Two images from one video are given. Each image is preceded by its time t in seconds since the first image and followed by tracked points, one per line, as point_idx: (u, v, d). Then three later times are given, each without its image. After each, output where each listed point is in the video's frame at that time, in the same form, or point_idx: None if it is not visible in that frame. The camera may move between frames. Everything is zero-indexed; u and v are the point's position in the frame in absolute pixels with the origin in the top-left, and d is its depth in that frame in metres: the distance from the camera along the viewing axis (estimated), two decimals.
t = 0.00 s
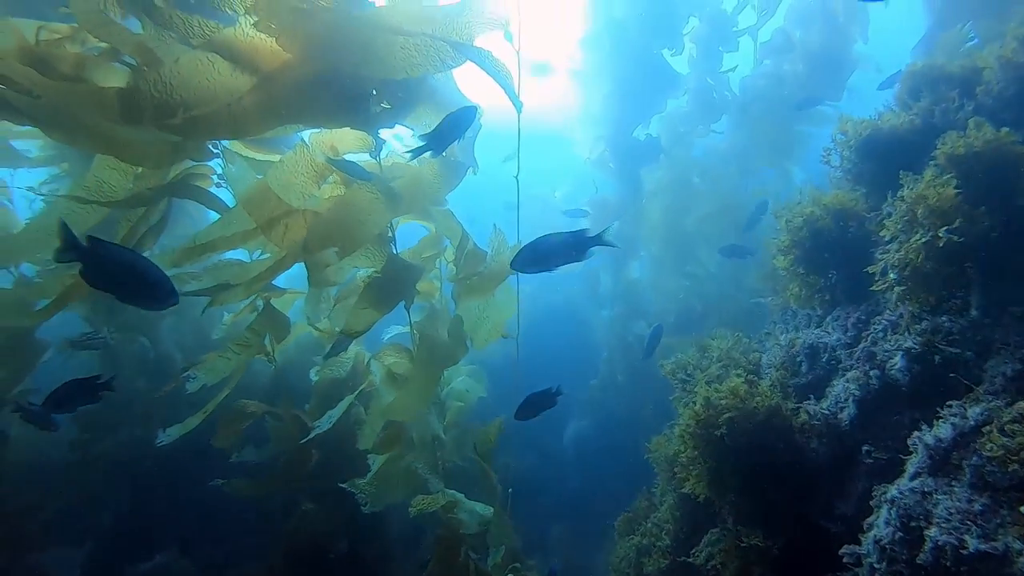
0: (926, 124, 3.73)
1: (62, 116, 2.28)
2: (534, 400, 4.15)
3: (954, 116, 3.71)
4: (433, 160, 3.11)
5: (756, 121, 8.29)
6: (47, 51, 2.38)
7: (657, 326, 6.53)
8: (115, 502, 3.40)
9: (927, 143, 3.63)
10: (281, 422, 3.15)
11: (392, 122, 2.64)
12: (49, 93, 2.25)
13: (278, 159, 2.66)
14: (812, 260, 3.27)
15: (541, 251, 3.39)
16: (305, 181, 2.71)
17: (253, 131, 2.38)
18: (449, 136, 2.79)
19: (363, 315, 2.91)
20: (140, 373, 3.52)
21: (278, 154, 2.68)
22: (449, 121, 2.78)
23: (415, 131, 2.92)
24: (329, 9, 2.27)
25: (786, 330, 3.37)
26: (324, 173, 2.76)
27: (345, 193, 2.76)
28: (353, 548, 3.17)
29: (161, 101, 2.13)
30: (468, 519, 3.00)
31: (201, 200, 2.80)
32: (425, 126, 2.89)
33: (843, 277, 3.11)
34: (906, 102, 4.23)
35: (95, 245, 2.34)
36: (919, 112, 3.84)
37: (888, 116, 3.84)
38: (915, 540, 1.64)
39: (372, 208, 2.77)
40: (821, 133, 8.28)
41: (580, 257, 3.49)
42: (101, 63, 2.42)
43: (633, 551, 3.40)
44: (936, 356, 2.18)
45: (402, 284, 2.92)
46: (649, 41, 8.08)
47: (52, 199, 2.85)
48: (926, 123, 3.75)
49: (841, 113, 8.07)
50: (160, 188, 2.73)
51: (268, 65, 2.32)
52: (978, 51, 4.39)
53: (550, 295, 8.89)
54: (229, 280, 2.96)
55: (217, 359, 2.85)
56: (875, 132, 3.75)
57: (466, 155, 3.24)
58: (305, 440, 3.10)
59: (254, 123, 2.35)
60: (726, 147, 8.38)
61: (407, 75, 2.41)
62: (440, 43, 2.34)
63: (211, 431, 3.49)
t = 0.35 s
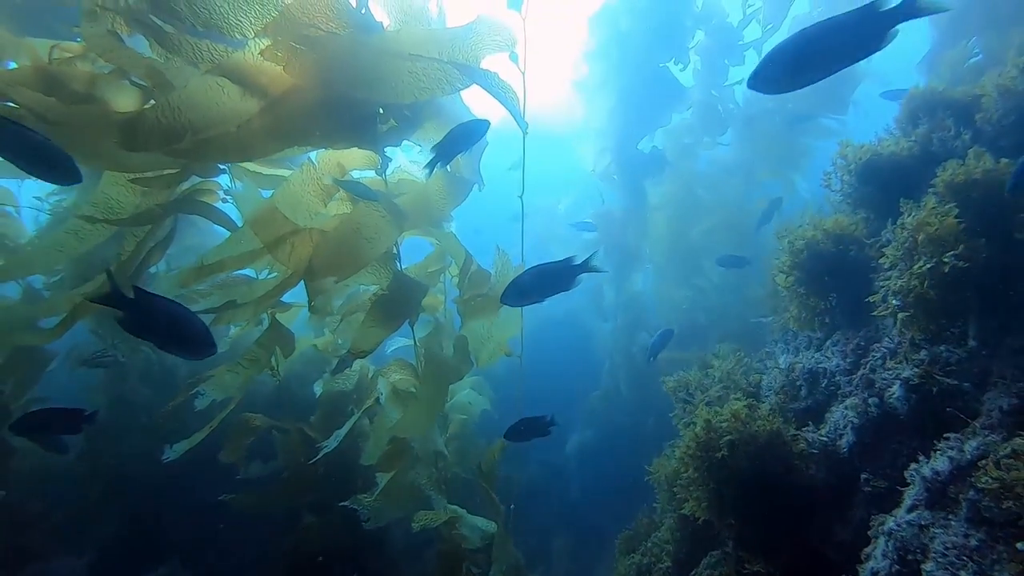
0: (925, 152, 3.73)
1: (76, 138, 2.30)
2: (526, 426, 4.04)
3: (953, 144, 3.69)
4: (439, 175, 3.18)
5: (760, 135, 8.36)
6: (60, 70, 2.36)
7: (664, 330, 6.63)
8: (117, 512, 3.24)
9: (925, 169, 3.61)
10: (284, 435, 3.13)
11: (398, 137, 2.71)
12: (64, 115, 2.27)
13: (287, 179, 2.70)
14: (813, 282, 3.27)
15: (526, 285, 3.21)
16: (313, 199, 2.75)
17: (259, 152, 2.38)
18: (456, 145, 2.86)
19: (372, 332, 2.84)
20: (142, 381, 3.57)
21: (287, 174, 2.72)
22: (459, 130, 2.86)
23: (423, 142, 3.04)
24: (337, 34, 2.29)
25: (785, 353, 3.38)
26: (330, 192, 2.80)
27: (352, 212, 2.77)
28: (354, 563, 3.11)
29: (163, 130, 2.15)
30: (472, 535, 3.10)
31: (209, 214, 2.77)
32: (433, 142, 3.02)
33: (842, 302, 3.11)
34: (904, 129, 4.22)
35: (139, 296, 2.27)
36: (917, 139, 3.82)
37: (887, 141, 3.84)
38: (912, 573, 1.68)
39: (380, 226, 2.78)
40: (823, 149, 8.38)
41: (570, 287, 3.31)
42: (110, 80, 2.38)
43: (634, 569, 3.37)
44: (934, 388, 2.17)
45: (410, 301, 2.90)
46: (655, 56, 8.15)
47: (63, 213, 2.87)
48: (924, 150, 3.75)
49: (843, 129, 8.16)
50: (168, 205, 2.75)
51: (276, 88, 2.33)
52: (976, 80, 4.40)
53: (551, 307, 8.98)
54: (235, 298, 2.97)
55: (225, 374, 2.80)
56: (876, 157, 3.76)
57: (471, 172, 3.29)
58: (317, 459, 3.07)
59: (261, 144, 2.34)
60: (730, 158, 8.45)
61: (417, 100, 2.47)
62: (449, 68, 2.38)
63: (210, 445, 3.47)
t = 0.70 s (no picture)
0: (921, 170, 3.76)
1: (82, 150, 2.30)
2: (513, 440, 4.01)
3: (947, 164, 3.73)
4: (443, 184, 3.24)
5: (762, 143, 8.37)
6: (70, 79, 2.34)
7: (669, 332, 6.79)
8: (119, 515, 3.24)
9: (920, 187, 3.64)
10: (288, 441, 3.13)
11: (401, 151, 2.72)
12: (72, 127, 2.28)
13: (293, 191, 2.78)
14: (810, 298, 3.29)
15: (510, 310, 3.12)
16: (317, 210, 2.82)
17: (266, 167, 2.42)
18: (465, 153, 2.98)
19: (374, 342, 2.84)
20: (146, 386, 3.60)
21: (292, 186, 2.79)
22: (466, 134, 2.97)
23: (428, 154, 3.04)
24: (347, 53, 2.32)
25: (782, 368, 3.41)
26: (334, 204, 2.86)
27: (357, 223, 2.78)
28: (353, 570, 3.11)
29: (158, 148, 2.17)
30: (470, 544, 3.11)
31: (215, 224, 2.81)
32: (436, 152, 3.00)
33: (839, 318, 3.12)
34: (899, 148, 4.26)
35: (174, 332, 2.35)
36: (912, 158, 3.86)
37: (882, 160, 3.88)
38: None
39: (383, 237, 2.79)
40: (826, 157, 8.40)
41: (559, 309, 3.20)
42: (118, 89, 2.37)
43: None
44: (926, 408, 2.18)
45: (412, 311, 2.91)
46: (659, 62, 8.19)
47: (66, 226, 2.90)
48: (921, 169, 3.79)
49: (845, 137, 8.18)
50: (174, 214, 2.78)
51: (281, 102, 2.34)
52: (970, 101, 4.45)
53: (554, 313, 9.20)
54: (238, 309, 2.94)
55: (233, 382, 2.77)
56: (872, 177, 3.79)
57: (475, 184, 3.37)
58: (325, 470, 3.04)
59: (269, 159, 2.40)
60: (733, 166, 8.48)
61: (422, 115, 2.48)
62: (455, 85, 2.44)
63: (211, 451, 3.49)
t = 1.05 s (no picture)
0: (909, 187, 3.77)
1: (84, 156, 2.26)
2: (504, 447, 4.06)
3: (934, 180, 3.74)
4: (444, 192, 3.28)
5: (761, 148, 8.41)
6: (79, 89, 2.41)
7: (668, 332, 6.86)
8: (121, 517, 3.28)
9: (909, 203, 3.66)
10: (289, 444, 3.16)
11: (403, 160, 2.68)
12: (79, 134, 2.25)
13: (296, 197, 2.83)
14: (801, 309, 3.34)
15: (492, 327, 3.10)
16: (318, 217, 2.85)
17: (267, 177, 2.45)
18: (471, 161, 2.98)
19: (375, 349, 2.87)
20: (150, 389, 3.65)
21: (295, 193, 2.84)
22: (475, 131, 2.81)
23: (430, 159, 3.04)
24: (352, 69, 2.37)
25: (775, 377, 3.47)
26: (335, 212, 2.89)
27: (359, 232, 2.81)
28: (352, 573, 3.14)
29: (164, 158, 2.27)
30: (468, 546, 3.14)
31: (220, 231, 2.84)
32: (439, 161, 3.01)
33: (829, 328, 3.16)
34: (887, 163, 4.28)
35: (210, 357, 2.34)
36: (900, 173, 3.88)
37: (872, 176, 3.90)
38: None
39: (384, 244, 2.82)
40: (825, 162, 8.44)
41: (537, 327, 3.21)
42: (125, 98, 2.38)
43: None
44: (910, 422, 2.25)
45: (412, 317, 2.95)
46: (660, 67, 8.25)
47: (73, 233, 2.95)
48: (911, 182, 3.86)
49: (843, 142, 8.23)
50: (178, 220, 2.81)
51: (286, 113, 2.34)
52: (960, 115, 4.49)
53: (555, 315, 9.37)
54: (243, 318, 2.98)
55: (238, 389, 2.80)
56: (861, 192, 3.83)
57: (477, 191, 3.40)
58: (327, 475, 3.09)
59: (275, 169, 2.38)
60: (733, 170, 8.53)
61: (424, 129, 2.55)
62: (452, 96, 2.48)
63: (212, 453, 3.53)
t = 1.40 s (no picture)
0: (892, 207, 3.87)
1: (98, 168, 2.30)
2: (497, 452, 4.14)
3: (915, 202, 3.83)
4: (445, 203, 3.34)
5: (758, 158, 8.55)
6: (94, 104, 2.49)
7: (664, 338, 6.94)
8: (127, 517, 3.35)
9: (892, 224, 3.75)
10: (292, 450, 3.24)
11: (406, 173, 2.75)
12: (92, 148, 2.29)
13: (302, 211, 2.92)
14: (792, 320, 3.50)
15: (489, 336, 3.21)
16: (324, 229, 2.94)
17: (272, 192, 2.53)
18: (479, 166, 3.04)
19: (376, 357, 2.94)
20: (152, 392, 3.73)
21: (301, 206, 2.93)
22: (478, 142, 2.88)
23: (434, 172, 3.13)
24: (353, 89, 2.45)
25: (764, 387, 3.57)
26: (338, 224, 2.97)
27: (364, 244, 2.90)
28: None
29: (174, 177, 2.33)
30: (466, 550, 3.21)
31: (226, 238, 2.87)
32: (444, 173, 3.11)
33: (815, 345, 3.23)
34: (870, 184, 4.37)
35: (238, 391, 2.47)
36: (883, 195, 3.96)
37: (856, 197, 3.99)
38: None
39: (387, 255, 2.90)
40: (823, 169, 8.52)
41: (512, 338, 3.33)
42: (137, 111, 2.46)
43: None
44: (888, 437, 2.35)
45: (412, 329, 3.02)
46: (659, 75, 8.37)
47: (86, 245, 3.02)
48: (893, 202, 3.94)
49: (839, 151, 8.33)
50: (186, 230, 2.86)
51: (294, 131, 2.39)
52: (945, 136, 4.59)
53: (553, 319, 9.56)
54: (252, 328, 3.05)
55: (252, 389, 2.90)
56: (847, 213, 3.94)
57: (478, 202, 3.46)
58: (334, 480, 3.16)
59: (285, 184, 2.43)
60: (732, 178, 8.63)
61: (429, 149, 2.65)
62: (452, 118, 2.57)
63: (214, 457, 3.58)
